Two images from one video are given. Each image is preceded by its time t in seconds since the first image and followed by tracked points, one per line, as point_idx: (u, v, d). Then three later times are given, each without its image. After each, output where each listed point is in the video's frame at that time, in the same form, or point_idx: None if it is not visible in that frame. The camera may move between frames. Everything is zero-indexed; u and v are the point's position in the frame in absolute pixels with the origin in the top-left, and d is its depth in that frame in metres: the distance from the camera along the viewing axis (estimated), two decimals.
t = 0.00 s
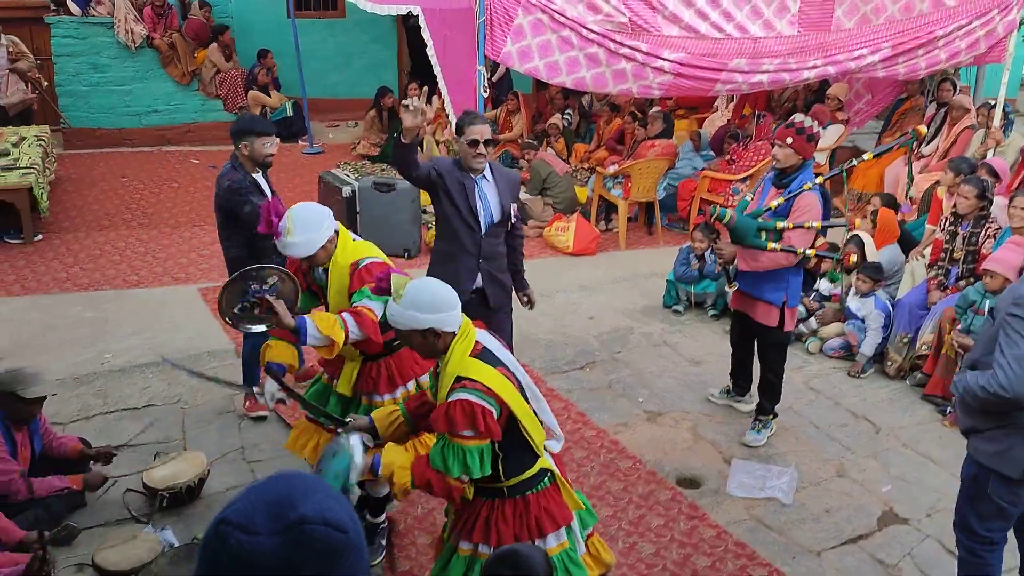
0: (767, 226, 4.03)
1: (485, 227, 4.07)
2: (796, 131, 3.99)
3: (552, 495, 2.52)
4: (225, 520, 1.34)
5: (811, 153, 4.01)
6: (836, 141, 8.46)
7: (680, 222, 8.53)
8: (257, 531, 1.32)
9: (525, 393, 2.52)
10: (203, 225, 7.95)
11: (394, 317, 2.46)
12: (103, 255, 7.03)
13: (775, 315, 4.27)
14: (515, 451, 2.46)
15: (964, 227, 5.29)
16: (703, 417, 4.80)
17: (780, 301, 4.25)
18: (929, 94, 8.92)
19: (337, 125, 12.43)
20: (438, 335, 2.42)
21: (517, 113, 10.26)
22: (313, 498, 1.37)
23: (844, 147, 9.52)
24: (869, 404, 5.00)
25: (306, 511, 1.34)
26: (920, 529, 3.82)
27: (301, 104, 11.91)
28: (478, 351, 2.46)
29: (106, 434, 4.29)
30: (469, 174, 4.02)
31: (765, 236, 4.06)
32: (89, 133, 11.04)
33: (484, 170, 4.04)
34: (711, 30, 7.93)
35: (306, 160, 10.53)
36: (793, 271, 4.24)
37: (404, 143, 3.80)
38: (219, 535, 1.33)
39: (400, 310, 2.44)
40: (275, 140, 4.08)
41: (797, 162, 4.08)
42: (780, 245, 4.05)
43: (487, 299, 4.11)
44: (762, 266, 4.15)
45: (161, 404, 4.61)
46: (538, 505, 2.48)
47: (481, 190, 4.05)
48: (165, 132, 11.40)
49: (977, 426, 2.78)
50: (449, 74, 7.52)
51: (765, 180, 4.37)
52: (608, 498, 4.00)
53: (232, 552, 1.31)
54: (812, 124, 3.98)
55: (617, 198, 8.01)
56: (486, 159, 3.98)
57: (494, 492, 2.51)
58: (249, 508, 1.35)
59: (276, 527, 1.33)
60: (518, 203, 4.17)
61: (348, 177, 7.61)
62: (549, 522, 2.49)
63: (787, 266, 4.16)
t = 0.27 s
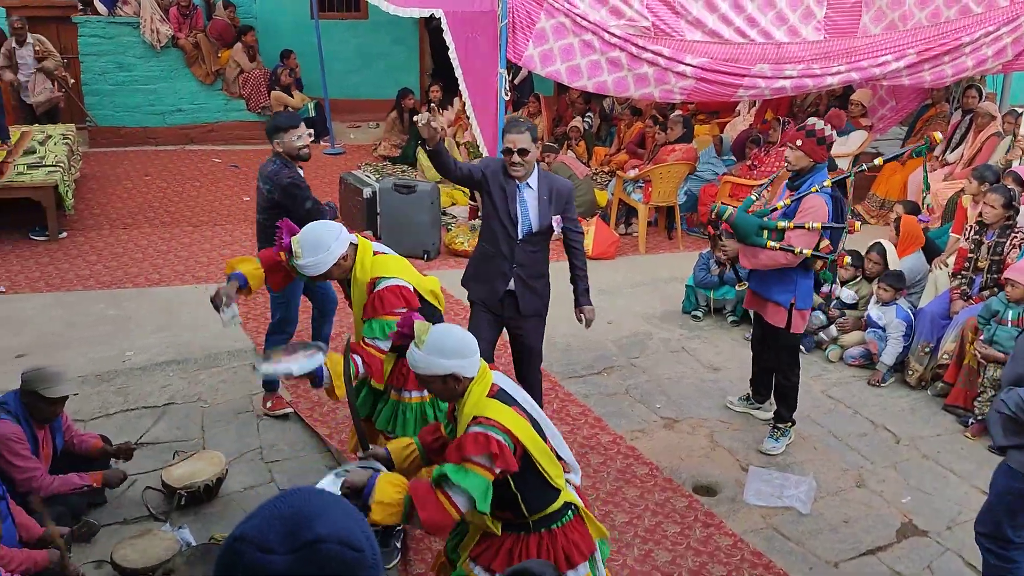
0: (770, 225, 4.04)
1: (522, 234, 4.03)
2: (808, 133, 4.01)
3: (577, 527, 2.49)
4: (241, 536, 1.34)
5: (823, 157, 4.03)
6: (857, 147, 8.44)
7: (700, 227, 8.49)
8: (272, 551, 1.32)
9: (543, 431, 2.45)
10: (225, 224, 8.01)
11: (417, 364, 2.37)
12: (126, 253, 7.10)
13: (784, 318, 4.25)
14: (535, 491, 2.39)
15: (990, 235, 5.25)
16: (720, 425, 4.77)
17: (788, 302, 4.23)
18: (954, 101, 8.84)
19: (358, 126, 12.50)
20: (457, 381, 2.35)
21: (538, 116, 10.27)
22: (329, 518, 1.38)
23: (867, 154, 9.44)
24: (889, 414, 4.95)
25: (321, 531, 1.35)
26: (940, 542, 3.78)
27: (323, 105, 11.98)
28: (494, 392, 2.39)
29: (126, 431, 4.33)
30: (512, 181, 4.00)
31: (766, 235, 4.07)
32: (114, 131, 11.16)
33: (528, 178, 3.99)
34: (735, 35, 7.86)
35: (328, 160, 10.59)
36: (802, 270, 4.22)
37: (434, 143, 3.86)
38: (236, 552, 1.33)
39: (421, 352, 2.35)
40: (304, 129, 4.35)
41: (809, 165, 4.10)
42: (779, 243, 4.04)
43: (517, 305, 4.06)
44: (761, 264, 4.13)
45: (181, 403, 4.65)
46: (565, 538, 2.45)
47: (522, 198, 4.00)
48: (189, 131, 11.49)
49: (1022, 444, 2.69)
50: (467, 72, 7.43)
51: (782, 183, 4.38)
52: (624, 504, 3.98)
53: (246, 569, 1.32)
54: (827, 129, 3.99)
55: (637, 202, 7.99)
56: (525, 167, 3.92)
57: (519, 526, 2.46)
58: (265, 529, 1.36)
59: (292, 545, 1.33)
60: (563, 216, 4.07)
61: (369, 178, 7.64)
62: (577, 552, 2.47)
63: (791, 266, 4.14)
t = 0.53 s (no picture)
0: (771, 221, 4.06)
1: (542, 236, 4.02)
2: (818, 136, 4.09)
3: None
4: (252, 554, 1.46)
5: (833, 161, 4.07)
6: (880, 152, 8.42)
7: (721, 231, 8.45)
8: (281, 564, 1.44)
9: (553, 486, 2.58)
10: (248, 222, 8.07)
11: (428, 425, 2.54)
12: (149, 250, 7.16)
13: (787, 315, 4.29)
14: (547, 546, 2.52)
15: (1015, 244, 5.18)
16: (738, 431, 4.75)
17: (793, 302, 4.26)
18: (982, 106, 8.75)
19: (380, 125, 12.55)
20: (467, 444, 2.51)
21: (560, 117, 10.28)
22: (338, 533, 1.50)
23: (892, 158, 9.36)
24: (910, 422, 4.90)
25: (332, 545, 1.47)
26: (960, 554, 3.74)
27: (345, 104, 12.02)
28: (504, 454, 2.53)
29: (147, 428, 4.37)
30: (537, 184, 3.99)
31: (767, 232, 4.08)
32: (140, 128, 11.28)
33: (553, 182, 3.97)
34: (760, 39, 7.85)
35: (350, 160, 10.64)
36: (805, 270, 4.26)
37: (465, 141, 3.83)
38: (246, 567, 1.45)
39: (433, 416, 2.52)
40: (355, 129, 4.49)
41: (818, 168, 4.16)
42: (778, 240, 4.06)
43: (534, 307, 4.06)
44: (761, 260, 4.17)
45: (201, 401, 4.69)
46: None
47: (545, 201, 4.00)
48: (213, 129, 11.57)
49: None
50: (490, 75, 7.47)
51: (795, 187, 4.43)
52: (640, 510, 3.98)
53: None
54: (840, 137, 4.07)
55: (658, 205, 7.98)
56: (551, 172, 3.89)
57: None
58: (275, 545, 1.47)
59: (301, 560, 1.45)
60: (585, 222, 4.03)
61: (390, 178, 7.67)
62: None
63: (794, 263, 4.15)
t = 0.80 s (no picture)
0: (773, 217, 4.14)
1: (557, 238, 4.03)
2: (827, 135, 4.12)
3: None
4: (270, 560, 1.60)
5: (841, 160, 4.08)
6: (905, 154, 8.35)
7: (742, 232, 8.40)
8: (298, 571, 1.58)
9: (571, 527, 2.67)
10: (270, 218, 8.12)
11: (459, 456, 2.68)
12: (172, 245, 7.23)
13: (785, 309, 4.36)
14: None
15: None
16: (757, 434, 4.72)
17: (793, 297, 4.31)
18: (1010, 108, 8.62)
19: (403, 122, 12.58)
20: (493, 477, 2.65)
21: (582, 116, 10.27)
22: (353, 544, 1.62)
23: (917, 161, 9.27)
24: (931, 429, 4.85)
25: (346, 554, 1.59)
26: (981, 563, 3.70)
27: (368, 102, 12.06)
28: (527, 489, 2.65)
29: (168, 422, 4.41)
30: (553, 186, 3.99)
31: (770, 228, 4.16)
32: (165, 124, 11.38)
33: (569, 184, 3.97)
34: (783, 40, 7.79)
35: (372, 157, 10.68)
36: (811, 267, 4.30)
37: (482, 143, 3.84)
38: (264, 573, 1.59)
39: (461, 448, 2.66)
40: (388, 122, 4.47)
41: (828, 166, 4.19)
42: (778, 237, 4.12)
43: (548, 308, 4.07)
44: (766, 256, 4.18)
45: (221, 396, 4.73)
46: None
47: (560, 203, 3.99)
48: (237, 125, 11.65)
49: None
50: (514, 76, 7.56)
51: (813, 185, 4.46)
52: (656, 512, 3.97)
53: None
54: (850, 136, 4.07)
55: (680, 205, 7.96)
56: (566, 174, 3.87)
57: None
58: (293, 553, 1.61)
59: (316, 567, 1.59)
60: (599, 226, 4.02)
61: (412, 176, 7.70)
62: None
63: (795, 260, 4.21)
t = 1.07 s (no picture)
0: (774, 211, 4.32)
1: (562, 230, 4.04)
2: (833, 132, 4.28)
3: None
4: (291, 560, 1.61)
5: (843, 156, 4.22)
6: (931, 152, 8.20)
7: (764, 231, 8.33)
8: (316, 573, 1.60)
9: (589, 543, 2.65)
10: (291, 212, 8.15)
11: (480, 461, 2.74)
12: (194, 238, 7.28)
13: (784, 300, 4.46)
14: None
15: None
16: (776, 434, 4.69)
17: (792, 288, 4.41)
18: None
19: (424, 117, 12.60)
20: (512, 486, 2.69)
21: (603, 112, 10.23)
22: (373, 545, 1.64)
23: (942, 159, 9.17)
24: (954, 432, 4.79)
25: (367, 559, 1.61)
26: (1002, 569, 3.65)
27: (389, 96, 12.07)
28: (545, 503, 2.66)
29: (187, 414, 4.45)
30: (554, 177, 3.98)
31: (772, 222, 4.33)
32: (187, 117, 11.44)
33: (570, 174, 3.97)
34: (809, 37, 7.78)
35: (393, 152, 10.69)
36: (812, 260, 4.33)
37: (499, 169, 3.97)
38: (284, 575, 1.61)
39: (485, 453, 2.72)
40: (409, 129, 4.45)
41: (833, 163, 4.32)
42: (778, 231, 4.29)
43: (556, 300, 4.07)
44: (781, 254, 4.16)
45: (240, 389, 4.75)
46: None
47: (564, 194, 4.01)
48: (259, 119, 11.69)
49: None
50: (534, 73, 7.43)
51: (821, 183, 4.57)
52: (673, 512, 3.95)
53: None
54: (854, 132, 4.22)
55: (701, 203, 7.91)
56: (567, 165, 3.89)
57: None
58: (314, 555, 1.62)
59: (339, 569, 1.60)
60: (603, 210, 4.06)
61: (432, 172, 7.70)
62: None
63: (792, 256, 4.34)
